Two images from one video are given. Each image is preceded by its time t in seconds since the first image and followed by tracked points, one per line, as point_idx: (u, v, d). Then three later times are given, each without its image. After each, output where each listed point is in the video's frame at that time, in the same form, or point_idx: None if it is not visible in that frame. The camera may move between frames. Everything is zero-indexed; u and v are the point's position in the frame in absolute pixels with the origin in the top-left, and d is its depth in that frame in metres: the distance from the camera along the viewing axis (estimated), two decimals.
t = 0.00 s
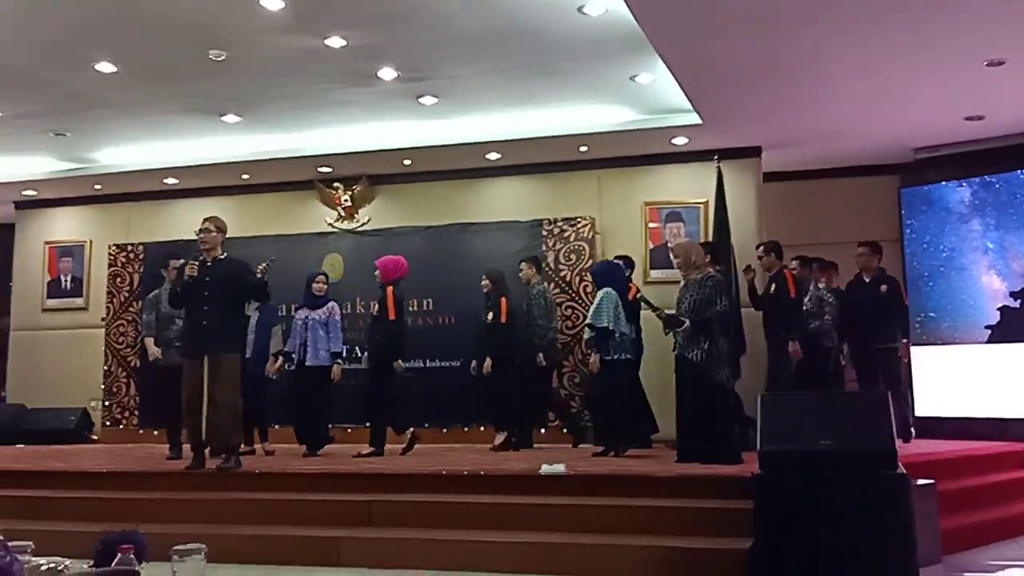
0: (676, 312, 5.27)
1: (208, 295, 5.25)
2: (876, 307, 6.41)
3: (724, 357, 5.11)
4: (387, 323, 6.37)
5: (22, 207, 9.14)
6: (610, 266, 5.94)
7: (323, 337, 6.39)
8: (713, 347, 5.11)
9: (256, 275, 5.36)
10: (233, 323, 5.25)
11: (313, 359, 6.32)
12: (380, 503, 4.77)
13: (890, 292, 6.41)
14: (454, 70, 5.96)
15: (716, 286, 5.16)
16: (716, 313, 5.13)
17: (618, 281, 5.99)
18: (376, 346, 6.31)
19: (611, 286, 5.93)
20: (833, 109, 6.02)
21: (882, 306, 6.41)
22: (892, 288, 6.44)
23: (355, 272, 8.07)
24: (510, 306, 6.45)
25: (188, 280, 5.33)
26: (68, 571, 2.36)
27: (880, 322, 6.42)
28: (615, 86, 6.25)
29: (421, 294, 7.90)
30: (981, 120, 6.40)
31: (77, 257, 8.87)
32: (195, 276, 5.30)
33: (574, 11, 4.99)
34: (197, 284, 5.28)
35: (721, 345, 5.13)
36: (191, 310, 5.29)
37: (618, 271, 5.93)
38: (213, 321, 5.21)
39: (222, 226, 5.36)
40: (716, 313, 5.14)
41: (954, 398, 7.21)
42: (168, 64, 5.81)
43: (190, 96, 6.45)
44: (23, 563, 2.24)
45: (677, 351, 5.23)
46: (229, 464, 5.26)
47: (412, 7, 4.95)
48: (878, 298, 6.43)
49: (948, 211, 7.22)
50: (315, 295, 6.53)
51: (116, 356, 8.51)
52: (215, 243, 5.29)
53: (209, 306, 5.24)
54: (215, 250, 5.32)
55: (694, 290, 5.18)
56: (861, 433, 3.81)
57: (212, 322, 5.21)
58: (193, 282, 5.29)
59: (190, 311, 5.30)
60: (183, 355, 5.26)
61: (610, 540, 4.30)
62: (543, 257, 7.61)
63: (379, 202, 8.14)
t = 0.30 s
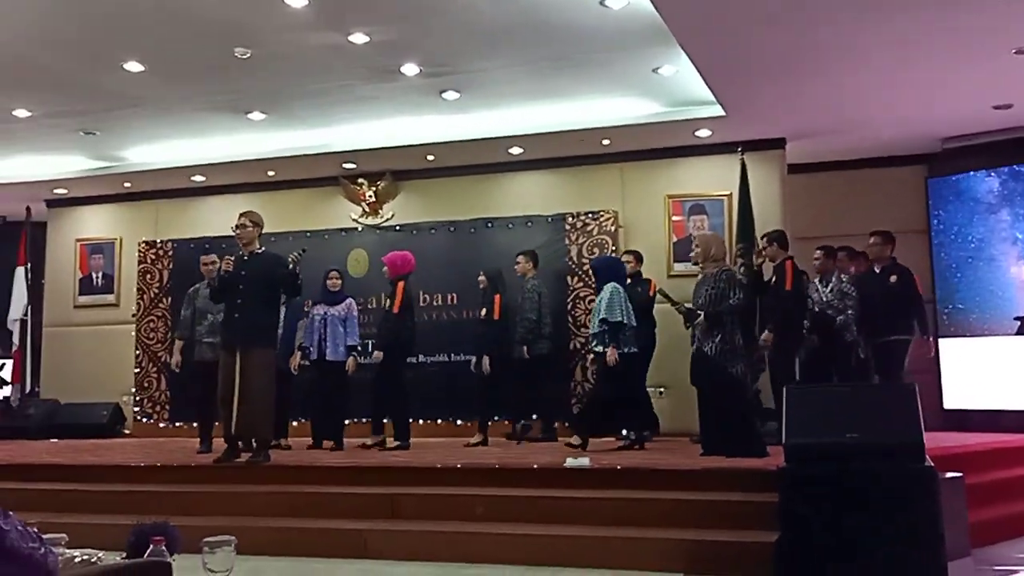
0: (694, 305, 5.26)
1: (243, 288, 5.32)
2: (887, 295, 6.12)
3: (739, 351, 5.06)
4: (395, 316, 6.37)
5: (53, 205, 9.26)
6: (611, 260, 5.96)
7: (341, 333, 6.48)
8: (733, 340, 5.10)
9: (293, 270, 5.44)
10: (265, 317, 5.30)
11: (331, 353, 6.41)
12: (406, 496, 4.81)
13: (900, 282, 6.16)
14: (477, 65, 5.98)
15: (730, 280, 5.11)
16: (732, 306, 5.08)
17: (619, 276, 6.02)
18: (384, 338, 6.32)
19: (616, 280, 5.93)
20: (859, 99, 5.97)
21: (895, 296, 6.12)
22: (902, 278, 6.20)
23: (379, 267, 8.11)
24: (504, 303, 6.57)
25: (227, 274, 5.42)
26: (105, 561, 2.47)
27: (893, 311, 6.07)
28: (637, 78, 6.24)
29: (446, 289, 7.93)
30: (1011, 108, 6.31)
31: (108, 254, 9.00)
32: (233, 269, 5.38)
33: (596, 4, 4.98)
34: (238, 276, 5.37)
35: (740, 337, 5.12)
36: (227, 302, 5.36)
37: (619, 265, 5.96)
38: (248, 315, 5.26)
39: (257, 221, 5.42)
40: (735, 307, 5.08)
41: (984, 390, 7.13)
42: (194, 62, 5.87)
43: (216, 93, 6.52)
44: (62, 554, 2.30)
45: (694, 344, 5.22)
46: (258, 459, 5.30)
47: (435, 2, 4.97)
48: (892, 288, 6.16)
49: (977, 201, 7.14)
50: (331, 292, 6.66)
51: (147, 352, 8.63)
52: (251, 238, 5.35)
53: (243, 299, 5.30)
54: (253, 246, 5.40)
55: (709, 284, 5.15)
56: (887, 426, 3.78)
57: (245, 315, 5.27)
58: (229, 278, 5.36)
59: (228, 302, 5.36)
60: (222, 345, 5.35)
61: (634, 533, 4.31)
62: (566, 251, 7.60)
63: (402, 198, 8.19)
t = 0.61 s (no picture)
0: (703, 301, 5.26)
1: (261, 287, 5.33)
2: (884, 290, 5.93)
3: (743, 346, 5.06)
4: (405, 315, 6.39)
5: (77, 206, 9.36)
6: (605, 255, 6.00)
7: (354, 331, 6.51)
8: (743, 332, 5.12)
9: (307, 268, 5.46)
10: (285, 316, 5.32)
11: (344, 351, 6.47)
12: (425, 493, 4.83)
13: (898, 275, 5.91)
14: (494, 62, 5.98)
15: (739, 274, 5.14)
16: (736, 299, 5.10)
17: (614, 272, 6.01)
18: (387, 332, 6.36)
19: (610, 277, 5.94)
20: (881, 92, 5.92)
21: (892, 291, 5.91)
22: (902, 270, 5.94)
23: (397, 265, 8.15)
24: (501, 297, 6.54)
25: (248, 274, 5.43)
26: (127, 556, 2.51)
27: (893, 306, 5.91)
28: (654, 74, 6.22)
29: (465, 286, 7.95)
30: None
31: (131, 253, 9.08)
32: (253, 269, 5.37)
33: None
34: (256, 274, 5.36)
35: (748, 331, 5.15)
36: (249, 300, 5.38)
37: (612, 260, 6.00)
38: (266, 313, 5.28)
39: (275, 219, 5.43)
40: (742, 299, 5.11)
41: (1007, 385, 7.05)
42: (214, 61, 5.91)
43: (236, 93, 6.56)
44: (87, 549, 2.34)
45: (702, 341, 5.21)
46: (280, 455, 5.35)
47: None
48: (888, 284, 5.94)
49: (999, 194, 7.05)
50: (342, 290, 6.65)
51: (169, 350, 8.71)
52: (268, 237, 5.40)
53: (261, 298, 5.31)
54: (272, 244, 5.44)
55: (718, 279, 5.16)
56: (909, 421, 3.75)
57: (265, 313, 5.29)
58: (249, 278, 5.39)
59: (250, 301, 5.39)
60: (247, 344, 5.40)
61: (652, 529, 4.31)
62: (584, 247, 7.63)
63: (420, 195, 8.22)
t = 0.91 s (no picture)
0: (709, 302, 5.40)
1: (262, 290, 5.34)
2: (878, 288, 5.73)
3: (748, 347, 5.21)
4: (419, 315, 6.40)
5: (91, 207, 9.41)
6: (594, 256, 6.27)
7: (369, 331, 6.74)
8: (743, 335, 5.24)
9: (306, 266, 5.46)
10: (289, 317, 5.34)
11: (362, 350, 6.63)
12: (439, 492, 4.83)
13: (892, 272, 5.69)
14: (505, 60, 5.98)
15: (737, 272, 5.30)
16: (730, 299, 5.23)
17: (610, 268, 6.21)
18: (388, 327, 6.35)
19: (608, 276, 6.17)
20: (895, 88, 5.88)
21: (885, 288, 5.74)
22: (897, 266, 5.70)
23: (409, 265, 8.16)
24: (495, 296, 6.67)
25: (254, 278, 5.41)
26: (144, 555, 2.54)
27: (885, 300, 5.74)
28: (666, 71, 6.20)
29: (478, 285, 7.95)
30: None
31: (145, 254, 9.13)
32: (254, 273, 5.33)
33: None
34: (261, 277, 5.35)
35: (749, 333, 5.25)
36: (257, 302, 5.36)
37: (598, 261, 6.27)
38: (273, 314, 5.30)
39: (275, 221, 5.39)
40: (737, 299, 5.23)
41: None
42: (226, 63, 5.93)
43: (248, 94, 6.59)
44: (105, 550, 2.36)
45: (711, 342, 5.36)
46: (294, 454, 5.35)
47: None
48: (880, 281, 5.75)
49: (1015, 189, 6.96)
50: (352, 291, 6.84)
51: (184, 350, 8.75)
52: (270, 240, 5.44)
53: (262, 301, 5.32)
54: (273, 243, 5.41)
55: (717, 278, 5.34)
56: (925, 418, 3.73)
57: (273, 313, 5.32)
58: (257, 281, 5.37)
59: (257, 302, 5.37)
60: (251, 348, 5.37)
61: (667, 527, 4.30)
62: (595, 246, 7.62)
63: (431, 195, 8.24)
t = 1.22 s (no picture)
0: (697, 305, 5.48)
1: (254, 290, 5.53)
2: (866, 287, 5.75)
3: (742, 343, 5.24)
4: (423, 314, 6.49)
5: (100, 208, 9.45)
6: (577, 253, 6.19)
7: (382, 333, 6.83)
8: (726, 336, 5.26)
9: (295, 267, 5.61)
10: (286, 307, 5.51)
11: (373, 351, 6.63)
12: (448, 492, 4.84)
13: (878, 270, 5.75)
14: (513, 60, 5.98)
15: (722, 272, 5.35)
16: (722, 297, 5.33)
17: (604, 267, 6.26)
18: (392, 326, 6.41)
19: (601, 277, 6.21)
20: (905, 86, 5.86)
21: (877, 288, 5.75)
22: (884, 264, 5.77)
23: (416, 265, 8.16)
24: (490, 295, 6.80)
25: (256, 276, 5.59)
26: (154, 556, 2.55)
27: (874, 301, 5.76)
28: (674, 70, 6.19)
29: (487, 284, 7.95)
30: None
31: (154, 255, 9.16)
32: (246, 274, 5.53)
33: None
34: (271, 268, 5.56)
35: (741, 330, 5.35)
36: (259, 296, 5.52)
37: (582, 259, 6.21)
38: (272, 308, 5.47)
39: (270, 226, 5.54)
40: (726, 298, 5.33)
41: None
42: (235, 64, 5.95)
43: (257, 94, 6.60)
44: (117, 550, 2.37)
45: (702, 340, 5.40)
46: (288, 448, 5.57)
47: None
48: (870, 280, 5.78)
49: None
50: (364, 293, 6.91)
51: (193, 351, 8.77)
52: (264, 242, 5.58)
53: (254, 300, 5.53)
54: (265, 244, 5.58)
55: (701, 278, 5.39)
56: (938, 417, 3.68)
57: (274, 304, 5.48)
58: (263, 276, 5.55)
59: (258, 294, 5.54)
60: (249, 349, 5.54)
61: (678, 527, 4.29)
62: (604, 245, 7.62)
63: (439, 194, 8.24)
